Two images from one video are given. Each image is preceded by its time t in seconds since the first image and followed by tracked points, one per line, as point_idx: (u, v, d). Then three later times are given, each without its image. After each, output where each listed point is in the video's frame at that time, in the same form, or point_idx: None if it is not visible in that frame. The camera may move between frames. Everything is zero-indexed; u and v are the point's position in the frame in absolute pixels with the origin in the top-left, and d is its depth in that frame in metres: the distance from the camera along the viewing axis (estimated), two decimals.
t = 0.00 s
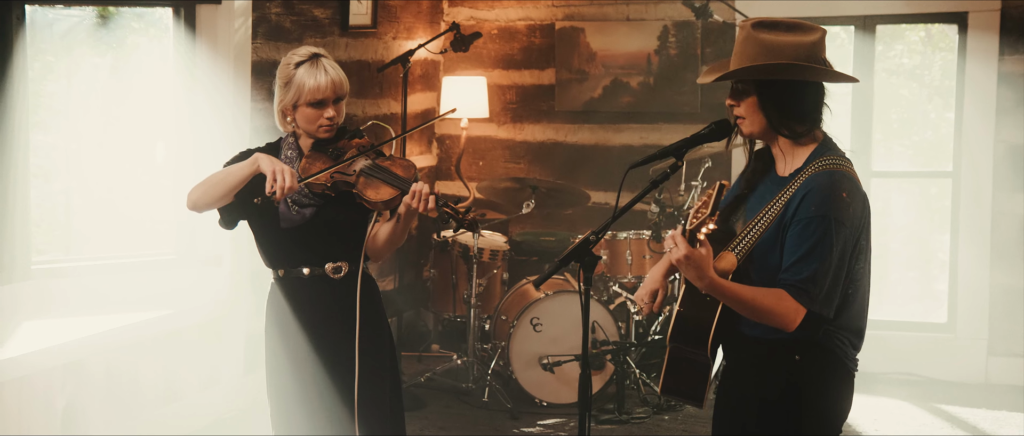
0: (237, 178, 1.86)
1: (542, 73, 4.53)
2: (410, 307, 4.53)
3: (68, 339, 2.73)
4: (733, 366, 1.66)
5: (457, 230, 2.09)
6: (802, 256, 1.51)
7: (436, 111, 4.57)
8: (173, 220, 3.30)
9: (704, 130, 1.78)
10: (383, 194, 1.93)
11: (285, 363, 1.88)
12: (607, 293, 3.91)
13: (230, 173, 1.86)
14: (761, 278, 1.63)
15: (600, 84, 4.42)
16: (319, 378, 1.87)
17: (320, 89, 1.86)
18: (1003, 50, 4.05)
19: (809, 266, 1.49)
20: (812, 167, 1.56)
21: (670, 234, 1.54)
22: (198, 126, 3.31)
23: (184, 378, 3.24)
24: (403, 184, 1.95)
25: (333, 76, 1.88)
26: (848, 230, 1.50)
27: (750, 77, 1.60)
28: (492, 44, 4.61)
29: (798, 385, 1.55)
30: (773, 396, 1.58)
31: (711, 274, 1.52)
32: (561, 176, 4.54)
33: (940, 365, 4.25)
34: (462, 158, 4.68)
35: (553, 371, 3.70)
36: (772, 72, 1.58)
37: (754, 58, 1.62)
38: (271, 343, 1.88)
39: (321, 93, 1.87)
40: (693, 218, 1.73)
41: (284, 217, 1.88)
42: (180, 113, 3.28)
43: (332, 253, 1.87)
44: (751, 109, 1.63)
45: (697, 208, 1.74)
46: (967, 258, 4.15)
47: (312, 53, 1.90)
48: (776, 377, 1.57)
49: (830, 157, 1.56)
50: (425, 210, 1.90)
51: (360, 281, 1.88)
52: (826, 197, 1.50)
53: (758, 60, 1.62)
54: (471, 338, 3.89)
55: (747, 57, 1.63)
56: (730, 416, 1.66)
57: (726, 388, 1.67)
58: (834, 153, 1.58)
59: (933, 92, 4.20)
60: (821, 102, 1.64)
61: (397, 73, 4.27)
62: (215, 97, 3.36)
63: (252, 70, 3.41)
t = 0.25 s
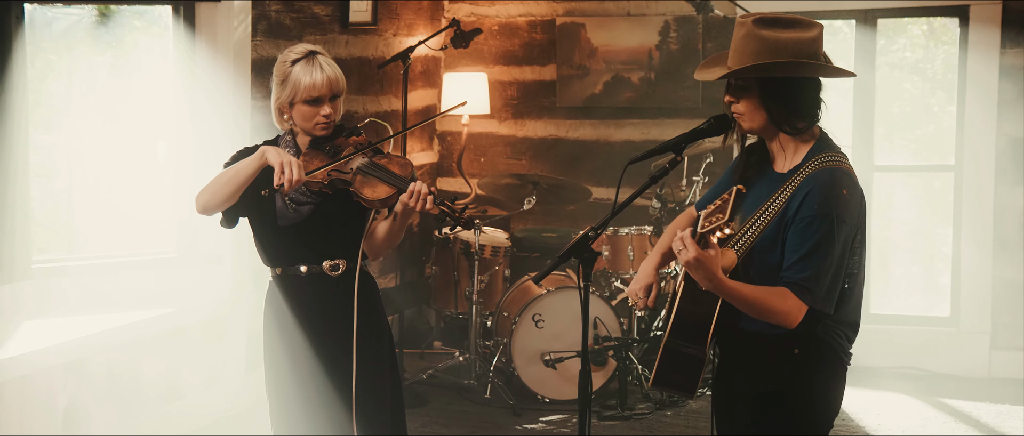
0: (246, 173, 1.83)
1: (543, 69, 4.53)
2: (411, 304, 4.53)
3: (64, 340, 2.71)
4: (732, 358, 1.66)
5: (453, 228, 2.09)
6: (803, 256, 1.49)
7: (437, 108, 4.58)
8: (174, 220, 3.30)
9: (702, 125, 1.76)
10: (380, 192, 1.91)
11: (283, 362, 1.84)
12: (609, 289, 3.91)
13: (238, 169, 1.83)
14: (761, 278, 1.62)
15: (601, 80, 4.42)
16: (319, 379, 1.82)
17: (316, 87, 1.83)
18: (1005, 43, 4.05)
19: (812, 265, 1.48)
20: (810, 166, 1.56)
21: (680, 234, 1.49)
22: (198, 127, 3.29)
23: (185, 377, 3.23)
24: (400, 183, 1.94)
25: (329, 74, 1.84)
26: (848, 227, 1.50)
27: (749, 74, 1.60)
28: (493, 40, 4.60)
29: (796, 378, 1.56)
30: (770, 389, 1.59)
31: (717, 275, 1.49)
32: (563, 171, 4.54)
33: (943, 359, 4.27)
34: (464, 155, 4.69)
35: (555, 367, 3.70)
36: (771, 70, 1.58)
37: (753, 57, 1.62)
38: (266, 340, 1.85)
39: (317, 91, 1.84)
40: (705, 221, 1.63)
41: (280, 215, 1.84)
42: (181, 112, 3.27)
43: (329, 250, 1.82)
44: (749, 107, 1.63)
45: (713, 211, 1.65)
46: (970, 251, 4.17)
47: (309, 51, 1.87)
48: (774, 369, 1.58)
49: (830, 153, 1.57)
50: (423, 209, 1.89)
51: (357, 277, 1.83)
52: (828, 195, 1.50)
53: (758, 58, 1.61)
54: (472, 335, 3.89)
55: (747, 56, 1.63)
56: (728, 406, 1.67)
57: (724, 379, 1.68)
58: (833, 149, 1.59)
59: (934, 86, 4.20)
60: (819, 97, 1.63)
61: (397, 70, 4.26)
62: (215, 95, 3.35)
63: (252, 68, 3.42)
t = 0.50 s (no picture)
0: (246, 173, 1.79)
1: (542, 67, 4.52)
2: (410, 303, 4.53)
3: (64, 338, 2.68)
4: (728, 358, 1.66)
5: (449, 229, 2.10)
6: (805, 260, 1.49)
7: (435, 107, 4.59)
8: (174, 219, 3.30)
9: (699, 125, 1.76)
10: (376, 192, 1.89)
11: (279, 362, 1.82)
12: (608, 288, 3.91)
13: (239, 169, 1.79)
14: (761, 284, 1.60)
15: (599, 78, 4.41)
16: (316, 379, 1.81)
17: (312, 85, 1.82)
18: (1003, 41, 4.06)
19: (814, 269, 1.48)
20: (808, 168, 1.55)
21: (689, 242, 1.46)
22: (197, 127, 3.30)
23: (184, 376, 3.22)
24: (396, 183, 1.91)
25: (324, 71, 1.84)
26: (847, 229, 1.50)
27: (750, 75, 1.60)
28: (491, 39, 4.59)
29: (792, 378, 1.56)
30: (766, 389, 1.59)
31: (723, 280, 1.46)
32: (561, 170, 4.54)
33: (942, 357, 4.26)
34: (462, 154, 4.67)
35: (554, 366, 3.69)
36: (772, 72, 1.58)
37: (754, 58, 1.61)
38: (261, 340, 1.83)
39: (313, 89, 1.82)
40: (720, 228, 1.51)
41: (278, 214, 1.82)
42: (180, 111, 3.28)
43: (326, 251, 1.81)
44: (747, 108, 1.62)
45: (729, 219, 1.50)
46: (969, 249, 4.17)
47: (305, 49, 1.87)
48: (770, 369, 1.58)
49: (829, 157, 1.56)
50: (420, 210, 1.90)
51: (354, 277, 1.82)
52: (826, 198, 1.50)
53: (757, 58, 1.61)
54: (471, 334, 3.88)
55: (747, 56, 1.62)
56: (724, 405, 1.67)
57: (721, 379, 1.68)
58: (831, 154, 1.58)
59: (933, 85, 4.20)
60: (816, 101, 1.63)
61: (394, 69, 4.24)
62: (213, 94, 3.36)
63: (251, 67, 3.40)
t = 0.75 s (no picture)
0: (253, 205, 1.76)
1: (543, 66, 4.52)
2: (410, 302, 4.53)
3: (65, 336, 2.63)
4: (726, 357, 1.65)
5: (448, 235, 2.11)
6: (806, 261, 1.48)
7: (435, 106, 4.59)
8: (173, 218, 3.32)
9: (699, 123, 1.75)
10: (382, 201, 1.86)
11: (276, 362, 1.81)
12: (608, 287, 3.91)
13: (245, 203, 1.76)
14: (758, 282, 1.60)
15: (600, 77, 4.41)
16: (314, 379, 1.80)
17: (314, 81, 1.81)
18: (1005, 40, 4.05)
19: (816, 269, 1.47)
20: (809, 169, 1.54)
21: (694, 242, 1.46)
22: (197, 127, 3.33)
23: (184, 375, 3.21)
24: (403, 192, 1.89)
25: (326, 68, 1.82)
26: (846, 230, 1.50)
27: (749, 75, 1.59)
28: (492, 38, 4.59)
29: (789, 378, 1.55)
30: (763, 388, 1.58)
31: (727, 280, 1.45)
32: (562, 169, 4.53)
33: (943, 357, 4.26)
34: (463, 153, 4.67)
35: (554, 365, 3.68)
36: (771, 71, 1.57)
37: (754, 58, 1.61)
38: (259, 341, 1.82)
39: (315, 85, 1.81)
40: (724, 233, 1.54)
41: (279, 212, 1.80)
42: (180, 111, 3.30)
43: (326, 250, 1.80)
44: (746, 107, 1.62)
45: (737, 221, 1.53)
46: (971, 248, 4.16)
47: (307, 46, 1.85)
48: (768, 369, 1.57)
49: (829, 157, 1.55)
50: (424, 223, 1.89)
51: (355, 277, 1.81)
52: (826, 198, 1.49)
53: (757, 58, 1.60)
54: (471, 332, 3.88)
55: (747, 55, 1.62)
56: (723, 405, 1.67)
57: (719, 379, 1.67)
58: (830, 154, 1.57)
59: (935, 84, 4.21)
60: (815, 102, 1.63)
61: (395, 67, 4.24)
62: (214, 95, 3.40)
63: (251, 66, 3.47)
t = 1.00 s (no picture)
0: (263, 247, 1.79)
1: (545, 65, 4.52)
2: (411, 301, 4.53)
3: (65, 335, 2.63)
4: (726, 357, 1.65)
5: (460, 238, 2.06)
6: (804, 259, 1.48)
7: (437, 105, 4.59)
8: (174, 216, 3.33)
9: (700, 124, 1.75)
10: (392, 201, 1.84)
11: (277, 360, 1.81)
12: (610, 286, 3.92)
13: (256, 245, 1.79)
14: (756, 281, 1.60)
15: (602, 76, 4.41)
16: (314, 378, 1.79)
17: (321, 78, 1.80)
18: (1008, 40, 4.05)
19: (813, 268, 1.47)
20: (807, 169, 1.55)
21: (688, 239, 1.47)
22: (199, 126, 3.35)
23: (186, 374, 3.21)
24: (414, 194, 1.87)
25: (334, 65, 1.82)
26: (845, 229, 1.50)
27: (752, 74, 1.59)
28: (494, 36, 4.59)
29: (787, 378, 1.55)
30: (763, 388, 1.58)
31: (723, 277, 1.46)
32: (564, 168, 4.53)
33: (945, 356, 4.26)
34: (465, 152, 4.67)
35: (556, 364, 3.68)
36: (773, 70, 1.57)
37: (755, 58, 1.60)
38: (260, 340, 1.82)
39: (321, 81, 1.80)
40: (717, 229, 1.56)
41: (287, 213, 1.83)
42: (182, 110, 3.32)
43: (329, 250, 1.79)
44: (749, 107, 1.62)
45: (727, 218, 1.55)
46: (973, 248, 4.16)
47: (313, 45, 1.84)
48: (766, 368, 1.57)
49: (826, 157, 1.55)
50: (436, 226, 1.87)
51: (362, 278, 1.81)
52: (824, 197, 1.49)
53: (759, 57, 1.60)
54: (473, 332, 3.88)
55: (749, 55, 1.61)
56: (723, 405, 1.66)
57: (719, 379, 1.67)
58: (830, 153, 1.57)
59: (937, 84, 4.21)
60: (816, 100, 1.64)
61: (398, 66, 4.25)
62: (217, 94, 3.42)
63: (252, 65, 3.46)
